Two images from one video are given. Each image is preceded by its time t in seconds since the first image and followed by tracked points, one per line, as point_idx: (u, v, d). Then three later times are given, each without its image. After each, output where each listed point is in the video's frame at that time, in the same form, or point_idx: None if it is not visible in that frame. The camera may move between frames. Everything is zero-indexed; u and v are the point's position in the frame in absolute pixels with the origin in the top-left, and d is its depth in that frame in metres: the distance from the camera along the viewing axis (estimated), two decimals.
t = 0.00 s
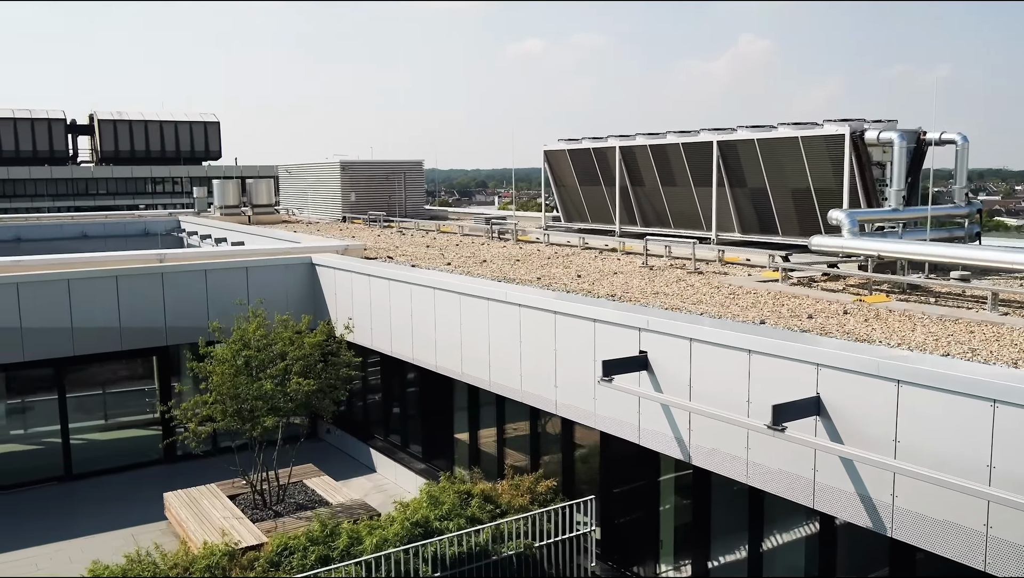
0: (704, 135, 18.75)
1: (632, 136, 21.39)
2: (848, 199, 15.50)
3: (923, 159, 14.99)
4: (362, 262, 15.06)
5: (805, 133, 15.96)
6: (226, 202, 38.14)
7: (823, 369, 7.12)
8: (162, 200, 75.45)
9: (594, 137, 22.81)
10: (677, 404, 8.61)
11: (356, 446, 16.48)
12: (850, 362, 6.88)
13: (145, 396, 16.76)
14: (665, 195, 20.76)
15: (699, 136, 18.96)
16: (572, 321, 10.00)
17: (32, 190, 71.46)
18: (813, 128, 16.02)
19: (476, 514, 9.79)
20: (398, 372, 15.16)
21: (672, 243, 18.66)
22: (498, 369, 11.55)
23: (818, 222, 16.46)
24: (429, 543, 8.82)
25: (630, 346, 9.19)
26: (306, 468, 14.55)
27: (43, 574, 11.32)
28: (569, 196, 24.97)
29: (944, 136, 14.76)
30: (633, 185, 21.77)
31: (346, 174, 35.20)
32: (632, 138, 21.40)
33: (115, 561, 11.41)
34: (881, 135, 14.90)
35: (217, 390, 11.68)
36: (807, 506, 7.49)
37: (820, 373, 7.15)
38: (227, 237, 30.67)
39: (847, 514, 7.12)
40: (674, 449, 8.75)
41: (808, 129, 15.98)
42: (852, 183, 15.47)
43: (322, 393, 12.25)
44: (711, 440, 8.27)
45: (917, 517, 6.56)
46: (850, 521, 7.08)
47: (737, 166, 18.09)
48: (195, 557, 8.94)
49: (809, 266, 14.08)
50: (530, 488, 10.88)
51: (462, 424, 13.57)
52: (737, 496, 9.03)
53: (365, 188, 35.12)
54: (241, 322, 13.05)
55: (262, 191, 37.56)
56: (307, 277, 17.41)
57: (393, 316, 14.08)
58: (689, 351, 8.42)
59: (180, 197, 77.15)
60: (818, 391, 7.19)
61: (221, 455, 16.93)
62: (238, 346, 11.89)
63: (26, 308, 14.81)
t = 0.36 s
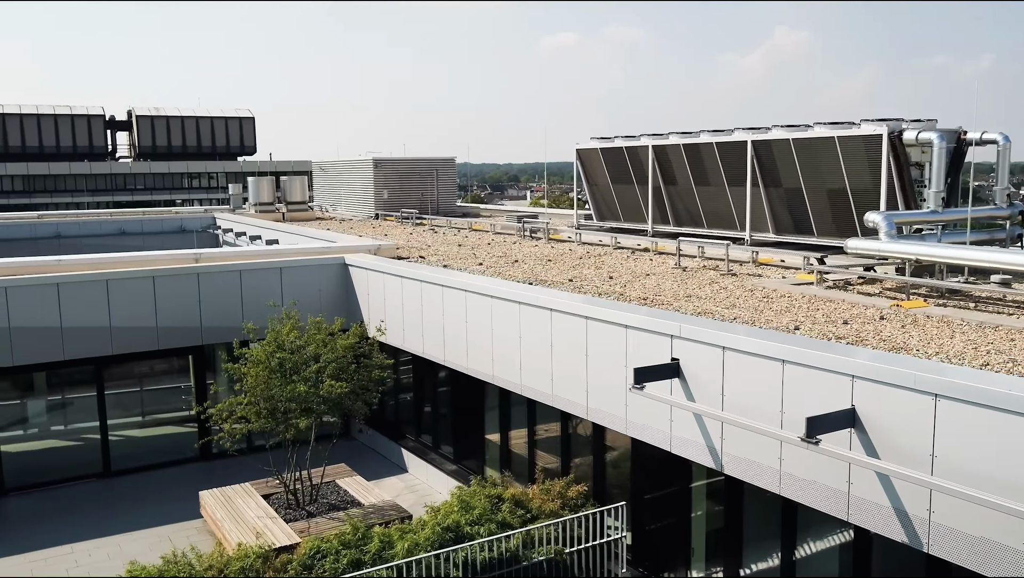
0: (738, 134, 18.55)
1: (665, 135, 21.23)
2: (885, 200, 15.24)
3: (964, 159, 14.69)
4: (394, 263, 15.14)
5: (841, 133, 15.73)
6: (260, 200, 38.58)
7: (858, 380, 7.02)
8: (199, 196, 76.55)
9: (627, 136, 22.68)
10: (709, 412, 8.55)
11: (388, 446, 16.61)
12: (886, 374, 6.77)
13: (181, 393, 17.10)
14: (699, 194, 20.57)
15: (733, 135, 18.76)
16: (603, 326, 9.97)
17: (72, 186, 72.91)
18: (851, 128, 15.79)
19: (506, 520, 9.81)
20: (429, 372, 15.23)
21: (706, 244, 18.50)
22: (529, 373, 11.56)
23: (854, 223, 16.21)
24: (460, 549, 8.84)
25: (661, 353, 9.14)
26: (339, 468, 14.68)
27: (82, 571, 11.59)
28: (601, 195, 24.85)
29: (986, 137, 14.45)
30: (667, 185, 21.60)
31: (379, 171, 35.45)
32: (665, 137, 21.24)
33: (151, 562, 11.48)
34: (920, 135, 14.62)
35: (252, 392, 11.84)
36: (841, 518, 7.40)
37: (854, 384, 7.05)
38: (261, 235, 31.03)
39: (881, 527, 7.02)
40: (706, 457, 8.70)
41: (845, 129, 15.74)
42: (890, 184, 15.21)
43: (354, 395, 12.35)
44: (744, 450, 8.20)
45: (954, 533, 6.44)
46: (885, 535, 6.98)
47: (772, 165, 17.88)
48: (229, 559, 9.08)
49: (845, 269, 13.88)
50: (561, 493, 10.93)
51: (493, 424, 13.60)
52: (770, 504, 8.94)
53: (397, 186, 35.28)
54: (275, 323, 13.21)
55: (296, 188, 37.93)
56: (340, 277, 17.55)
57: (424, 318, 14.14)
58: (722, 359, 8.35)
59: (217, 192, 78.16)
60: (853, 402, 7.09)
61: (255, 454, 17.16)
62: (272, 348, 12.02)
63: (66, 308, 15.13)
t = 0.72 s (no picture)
0: (773, 134, 18.38)
1: (699, 135, 21.09)
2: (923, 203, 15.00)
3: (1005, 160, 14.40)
4: (427, 265, 15.23)
5: (879, 133, 15.51)
6: (295, 197, 39.02)
7: (894, 392, 6.93)
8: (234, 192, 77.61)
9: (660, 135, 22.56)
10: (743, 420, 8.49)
11: (421, 446, 16.75)
12: (923, 387, 6.68)
13: (217, 391, 17.39)
14: (733, 195, 20.40)
15: (768, 135, 18.59)
16: (635, 332, 9.95)
17: (111, 182, 74.34)
18: (888, 128, 15.56)
19: (538, 524, 9.84)
20: (461, 372, 15.31)
21: (739, 244, 18.36)
22: (561, 377, 11.57)
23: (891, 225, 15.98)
24: (490, 553, 8.89)
25: (694, 360, 9.09)
26: (371, 468, 14.83)
27: (122, 568, 11.87)
28: (634, 194, 24.75)
29: None
30: (700, 185, 21.45)
31: (411, 169, 35.69)
32: (699, 137, 21.10)
33: (189, 562, 11.56)
34: (960, 135, 14.36)
35: (287, 393, 12.01)
36: (876, 531, 7.31)
37: (890, 396, 6.96)
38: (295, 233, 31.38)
39: (917, 540, 6.92)
40: (739, 465, 8.64)
41: (883, 129, 15.52)
42: (928, 186, 14.98)
43: (387, 397, 12.45)
44: (778, 459, 8.13)
45: (992, 549, 6.35)
46: (921, 548, 6.89)
47: (807, 165, 17.68)
48: (265, 560, 9.24)
49: (881, 272, 13.70)
50: (592, 497, 10.97)
51: (524, 424, 13.65)
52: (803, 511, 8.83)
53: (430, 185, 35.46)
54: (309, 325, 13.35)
55: (329, 185, 38.33)
56: (373, 278, 17.69)
57: (456, 320, 14.21)
58: (755, 368, 8.29)
59: (252, 188, 79.16)
60: (888, 414, 7.00)
61: (290, 452, 17.41)
62: (306, 350, 12.16)
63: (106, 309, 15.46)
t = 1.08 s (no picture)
0: (807, 135, 18.20)
1: (731, 135, 20.95)
2: (960, 205, 14.77)
3: None
4: (458, 267, 15.33)
5: (915, 134, 15.30)
6: (327, 195, 39.41)
7: (925, 404, 6.88)
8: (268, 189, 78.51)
9: (692, 135, 22.45)
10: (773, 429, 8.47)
11: (451, 446, 16.89)
12: (956, 399, 6.62)
13: (251, 389, 17.68)
14: (765, 195, 20.23)
15: (801, 136, 18.42)
16: (666, 338, 9.94)
17: (147, 179, 75.60)
18: (924, 130, 15.34)
19: (567, 528, 9.92)
20: (492, 373, 15.40)
21: (771, 246, 18.23)
22: (590, 382, 11.60)
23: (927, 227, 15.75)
24: (519, 557, 9.01)
25: (724, 367, 9.08)
26: (402, 468, 14.99)
27: (159, 565, 12.16)
28: (665, 194, 24.64)
29: None
30: (732, 185, 21.30)
31: (443, 168, 35.88)
32: (732, 137, 20.96)
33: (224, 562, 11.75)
34: (998, 137, 14.09)
35: (319, 395, 12.19)
36: (907, 542, 7.26)
37: (922, 408, 6.91)
38: (328, 231, 31.71)
39: (949, 554, 6.86)
40: (769, 474, 8.62)
41: (919, 130, 15.31)
42: (965, 188, 14.74)
43: (418, 399, 12.57)
44: (808, 469, 8.10)
45: None
46: (953, 561, 6.83)
47: (841, 166, 17.49)
48: (297, 562, 9.39)
49: (916, 277, 13.55)
50: (621, 501, 11.05)
51: (554, 426, 13.70)
52: (832, 522, 8.82)
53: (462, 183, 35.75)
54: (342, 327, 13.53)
55: (361, 184, 38.67)
56: (405, 279, 17.85)
57: (487, 322, 14.29)
58: (785, 376, 8.27)
59: (285, 185, 80.02)
60: (920, 426, 6.94)
61: (322, 451, 17.65)
62: (339, 352, 12.32)
63: (143, 309, 15.79)
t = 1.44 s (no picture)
0: (843, 136, 18.03)
1: (766, 136, 20.82)
2: (999, 210, 14.54)
3: None
4: (490, 270, 15.45)
5: (952, 137, 15.10)
6: (361, 193, 39.81)
7: (957, 417, 6.84)
8: (303, 185, 79.42)
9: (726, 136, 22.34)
10: (803, 438, 8.46)
11: (482, 447, 17.03)
12: (988, 414, 6.57)
13: (286, 387, 17.94)
14: (800, 197, 20.07)
15: (837, 138, 18.25)
16: (696, 345, 9.96)
17: (186, 175, 76.93)
18: (963, 132, 15.13)
19: (597, 533, 9.97)
20: (523, 374, 15.50)
21: (805, 249, 18.09)
22: (620, 387, 11.66)
23: (965, 231, 15.53)
24: (548, 562, 9.11)
25: (754, 376, 9.08)
26: (434, 468, 15.15)
27: (197, 562, 12.48)
28: (698, 194, 24.52)
29: None
30: (767, 186, 21.15)
31: (476, 166, 36.05)
32: (766, 138, 20.83)
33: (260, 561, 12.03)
34: None
35: (352, 397, 12.40)
36: (938, 556, 7.23)
37: (954, 421, 6.87)
38: (363, 230, 32.05)
39: (980, 568, 6.82)
40: (798, 483, 8.61)
41: (957, 132, 15.10)
42: (1004, 192, 14.50)
43: (450, 402, 12.71)
44: (838, 479, 8.08)
45: None
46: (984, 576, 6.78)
47: (877, 169, 17.30)
48: (331, 562, 9.60)
49: (952, 282, 13.38)
50: (650, 506, 11.04)
51: (585, 428, 13.76)
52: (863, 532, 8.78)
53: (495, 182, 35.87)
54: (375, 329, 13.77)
55: (395, 182, 38.99)
56: (437, 279, 18.03)
57: (518, 325, 14.40)
58: (816, 386, 8.26)
59: (320, 182, 80.88)
60: (951, 440, 6.90)
61: (355, 449, 17.92)
62: (372, 355, 12.51)
63: (182, 310, 16.16)
